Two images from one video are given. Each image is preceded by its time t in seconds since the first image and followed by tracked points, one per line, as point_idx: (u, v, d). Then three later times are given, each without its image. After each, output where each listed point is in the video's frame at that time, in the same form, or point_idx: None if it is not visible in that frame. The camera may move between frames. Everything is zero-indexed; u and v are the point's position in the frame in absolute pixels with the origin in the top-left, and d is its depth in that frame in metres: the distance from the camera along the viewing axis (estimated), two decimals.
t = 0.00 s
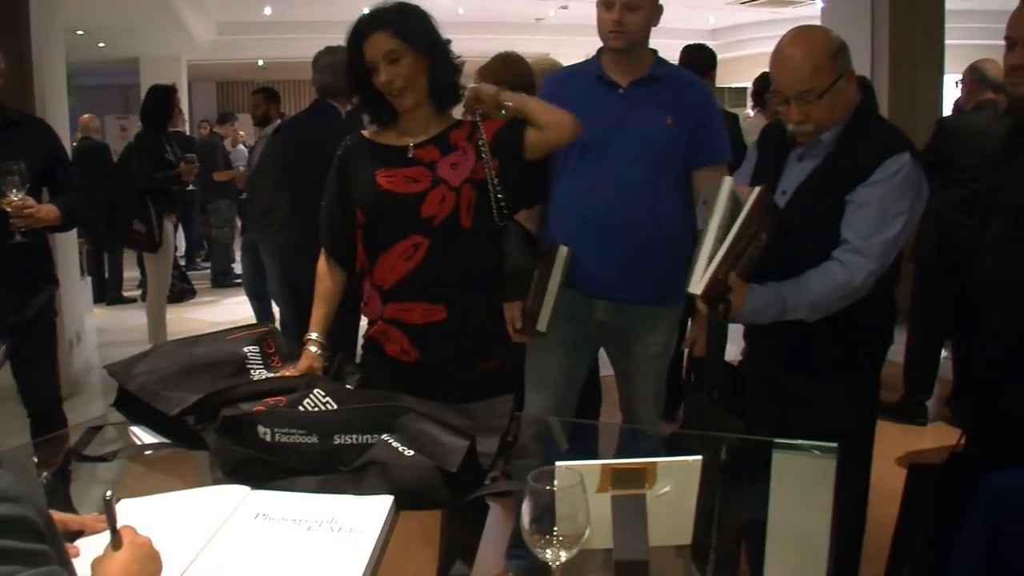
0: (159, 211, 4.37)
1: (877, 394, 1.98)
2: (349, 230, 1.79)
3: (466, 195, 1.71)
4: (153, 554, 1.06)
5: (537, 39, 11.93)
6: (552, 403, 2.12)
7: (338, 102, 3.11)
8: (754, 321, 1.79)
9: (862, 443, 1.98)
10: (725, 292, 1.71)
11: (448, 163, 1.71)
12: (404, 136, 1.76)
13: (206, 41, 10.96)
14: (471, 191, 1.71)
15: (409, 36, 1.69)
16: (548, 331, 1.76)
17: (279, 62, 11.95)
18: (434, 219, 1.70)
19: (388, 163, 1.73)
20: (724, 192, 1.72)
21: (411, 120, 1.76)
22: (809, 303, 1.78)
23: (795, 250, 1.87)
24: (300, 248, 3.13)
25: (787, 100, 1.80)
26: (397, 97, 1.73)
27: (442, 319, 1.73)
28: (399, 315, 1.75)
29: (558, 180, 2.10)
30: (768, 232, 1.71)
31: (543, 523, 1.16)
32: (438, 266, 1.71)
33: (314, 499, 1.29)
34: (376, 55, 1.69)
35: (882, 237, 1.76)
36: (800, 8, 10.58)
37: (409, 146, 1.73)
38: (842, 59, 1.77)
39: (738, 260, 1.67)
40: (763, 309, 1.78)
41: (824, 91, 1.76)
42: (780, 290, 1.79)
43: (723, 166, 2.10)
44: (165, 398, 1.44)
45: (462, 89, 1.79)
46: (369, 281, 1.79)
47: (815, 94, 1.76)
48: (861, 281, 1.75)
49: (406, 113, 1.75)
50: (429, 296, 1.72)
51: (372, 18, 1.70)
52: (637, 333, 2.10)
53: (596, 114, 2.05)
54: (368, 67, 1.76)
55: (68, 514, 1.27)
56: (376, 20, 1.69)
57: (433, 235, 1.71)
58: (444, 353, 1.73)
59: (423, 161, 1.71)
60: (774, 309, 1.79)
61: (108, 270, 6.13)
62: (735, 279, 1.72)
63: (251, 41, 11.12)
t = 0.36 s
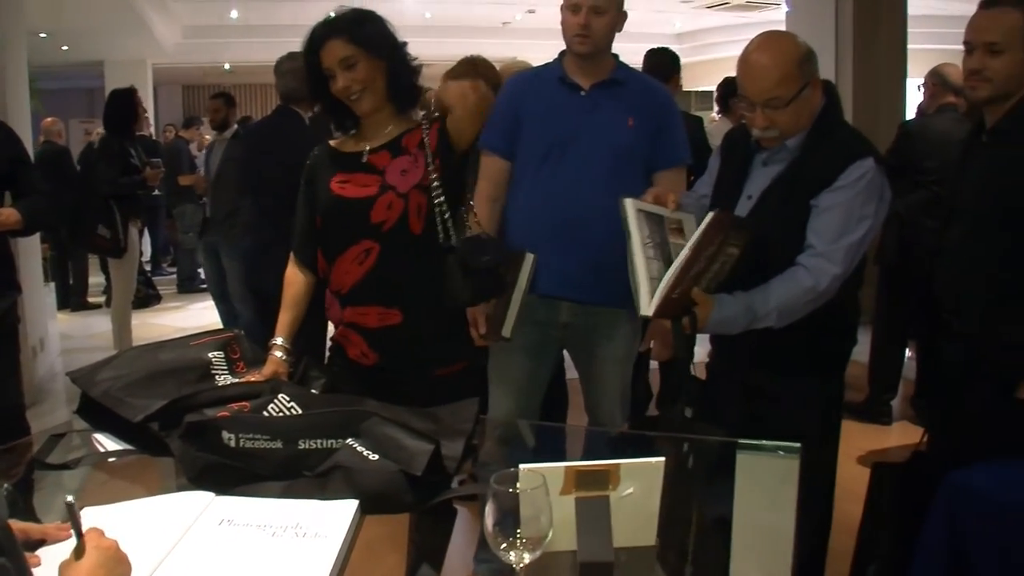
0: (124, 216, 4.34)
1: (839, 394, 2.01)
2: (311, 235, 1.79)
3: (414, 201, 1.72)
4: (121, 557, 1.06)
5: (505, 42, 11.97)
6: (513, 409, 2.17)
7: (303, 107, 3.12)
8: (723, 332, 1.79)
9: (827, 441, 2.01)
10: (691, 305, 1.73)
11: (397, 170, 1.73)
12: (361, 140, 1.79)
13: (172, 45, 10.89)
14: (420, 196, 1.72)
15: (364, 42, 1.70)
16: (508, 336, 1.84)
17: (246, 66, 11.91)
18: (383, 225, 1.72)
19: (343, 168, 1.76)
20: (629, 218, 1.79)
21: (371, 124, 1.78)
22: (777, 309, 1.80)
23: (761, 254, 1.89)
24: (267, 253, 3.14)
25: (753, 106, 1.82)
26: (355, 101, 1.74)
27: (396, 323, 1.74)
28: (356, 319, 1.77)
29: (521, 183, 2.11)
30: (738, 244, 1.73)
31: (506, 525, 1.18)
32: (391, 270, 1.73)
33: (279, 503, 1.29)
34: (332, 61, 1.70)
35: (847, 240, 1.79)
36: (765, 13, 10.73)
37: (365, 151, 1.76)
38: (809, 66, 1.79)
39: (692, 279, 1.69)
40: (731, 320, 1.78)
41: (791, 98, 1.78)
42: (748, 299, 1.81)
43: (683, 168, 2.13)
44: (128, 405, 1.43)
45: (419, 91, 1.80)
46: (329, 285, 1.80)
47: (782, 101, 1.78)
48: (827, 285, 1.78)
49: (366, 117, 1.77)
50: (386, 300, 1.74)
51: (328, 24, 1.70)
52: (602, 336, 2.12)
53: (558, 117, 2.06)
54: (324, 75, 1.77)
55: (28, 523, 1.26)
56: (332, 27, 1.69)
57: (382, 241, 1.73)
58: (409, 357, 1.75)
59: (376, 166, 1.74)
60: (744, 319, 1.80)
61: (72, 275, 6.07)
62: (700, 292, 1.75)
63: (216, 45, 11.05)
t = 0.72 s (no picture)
0: (90, 220, 4.29)
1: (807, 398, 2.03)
2: (278, 240, 1.80)
3: (374, 212, 1.72)
4: (90, 568, 1.04)
5: (477, 46, 11.98)
6: (482, 413, 2.17)
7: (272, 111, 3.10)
8: (700, 340, 1.83)
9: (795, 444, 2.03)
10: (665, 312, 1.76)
11: (361, 178, 1.73)
12: (326, 145, 1.80)
13: (140, 48, 10.79)
14: (380, 206, 1.72)
15: (320, 46, 1.69)
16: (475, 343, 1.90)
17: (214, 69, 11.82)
18: (344, 231, 1.72)
19: (309, 174, 1.76)
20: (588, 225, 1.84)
21: (332, 127, 1.79)
22: (754, 319, 1.82)
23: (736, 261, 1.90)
24: (235, 257, 3.12)
25: (723, 113, 1.85)
26: (315, 105, 1.74)
27: (357, 330, 1.74)
28: (319, 327, 1.76)
29: (491, 188, 2.12)
30: (726, 267, 1.67)
31: (476, 530, 1.17)
32: (358, 276, 1.73)
33: (248, 508, 1.28)
34: (287, 67, 1.70)
35: (819, 249, 1.81)
36: (734, 20, 10.85)
37: (329, 156, 1.76)
38: (777, 74, 1.82)
39: (669, 291, 1.64)
40: (707, 330, 1.82)
41: (760, 106, 1.81)
42: (725, 309, 1.83)
43: (652, 176, 2.16)
44: (97, 409, 1.40)
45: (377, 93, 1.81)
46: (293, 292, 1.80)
47: (752, 109, 1.81)
48: (801, 294, 1.81)
49: (328, 120, 1.77)
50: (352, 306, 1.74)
51: (283, 32, 1.70)
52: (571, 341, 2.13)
53: (528, 122, 2.07)
54: (282, 82, 1.77)
55: None
56: (288, 33, 1.69)
57: (344, 247, 1.72)
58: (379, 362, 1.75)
59: (341, 172, 1.74)
60: (720, 327, 1.83)
61: (37, 280, 6.00)
62: (678, 302, 1.76)
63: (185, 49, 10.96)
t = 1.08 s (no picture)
0: (59, 228, 4.26)
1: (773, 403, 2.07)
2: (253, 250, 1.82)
3: (353, 222, 1.73)
4: None
5: (449, 54, 12.03)
6: (453, 418, 2.19)
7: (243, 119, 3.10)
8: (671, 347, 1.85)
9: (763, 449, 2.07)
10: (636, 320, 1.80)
11: (338, 189, 1.74)
12: (297, 156, 1.80)
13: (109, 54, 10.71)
14: (357, 217, 1.73)
15: (288, 55, 1.70)
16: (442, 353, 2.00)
17: (185, 76, 11.77)
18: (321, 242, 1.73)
19: (282, 185, 1.77)
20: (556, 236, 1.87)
21: (303, 139, 1.79)
22: (723, 326, 1.85)
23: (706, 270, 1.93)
24: (206, 265, 3.11)
25: (692, 125, 1.88)
26: (284, 116, 1.75)
27: (334, 341, 1.75)
28: (297, 336, 1.77)
29: (461, 196, 2.15)
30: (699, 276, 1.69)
31: (447, 534, 1.19)
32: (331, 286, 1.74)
33: (219, 516, 1.29)
34: (256, 78, 1.71)
35: (787, 259, 1.85)
36: (703, 30, 11.00)
37: (301, 167, 1.77)
38: (745, 85, 1.86)
39: (640, 299, 1.67)
40: (677, 336, 1.84)
41: (728, 118, 1.85)
42: (695, 317, 1.85)
43: (622, 186, 2.20)
44: (65, 419, 1.40)
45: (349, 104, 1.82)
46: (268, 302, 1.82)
47: (720, 121, 1.85)
48: (770, 303, 1.84)
49: (297, 131, 1.78)
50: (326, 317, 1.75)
51: (251, 43, 1.70)
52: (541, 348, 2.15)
53: (499, 131, 2.10)
54: (250, 94, 1.78)
55: None
56: (254, 44, 1.70)
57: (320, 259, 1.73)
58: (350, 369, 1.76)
59: (317, 182, 1.75)
60: (690, 334, 1.85)
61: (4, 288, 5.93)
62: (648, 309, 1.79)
63: (155, 55, 10.90)
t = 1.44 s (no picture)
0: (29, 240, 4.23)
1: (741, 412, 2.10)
2: (225, 261, 1.82)
3: (325, 238, 1.75)
4: None
5: (422, 65, 12.07)
6: (425, 429, 2.21)
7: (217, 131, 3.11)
8: (639, 357, 1.89)
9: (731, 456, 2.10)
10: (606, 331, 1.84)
11: (311, 205, 1.76)
12: (270, 171, 1.82)
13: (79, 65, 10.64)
14: (331, 234, 1.76)
15: (261, 69, 1.72)
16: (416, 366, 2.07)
17: (157, 86, 11.71)
18: (294, 258, 1.75)
19: (256, 199, 1.78)
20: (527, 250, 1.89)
21: (276, 152, 1.80)
22: (692, 337, 1.88)
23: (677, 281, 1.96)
24: (179, 277, 3.11)
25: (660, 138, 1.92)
26: (257, 128, 1.76)
27: (308, 355, 1.78)
28: (268, 350, 1.79)
29: (434, 207, 2.17)
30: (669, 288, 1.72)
31: (418, 542, 1.21)
32: (304, 300, 1.77)
33: (193, 526, 1.30)
34: (229, 89, 1.71)
35: (756, 270, 1.88)
36: (674, 43, 11.13)
37: (275, 181, 1.78)
38: (714, 99, 1.90)
39: (610, 311, 1.70)
40: (647, 346, 1.88)
41: (695, 133, 1.89)
42: (666, 328, 1.89)
43: (594, 200, 2.24)
44: (36, 431, 1.40)
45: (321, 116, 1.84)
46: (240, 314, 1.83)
47: (688, 135, 1.89)
48: (739, 314, 1.87)
49: (270, 144, 1.79)
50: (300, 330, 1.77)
51: (223, 55, 1.71)
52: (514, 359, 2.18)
53: (472, 143, 2.12)
54: (224, 107, 1.79)
55: None
56: (228, 56, 1.71)
57: (292, 274, 1.76)
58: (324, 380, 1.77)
59: (290, 198, 1.76)
60: (660, 345, 1.89)
61: None
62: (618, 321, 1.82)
63: (126, 66, 10.84)
